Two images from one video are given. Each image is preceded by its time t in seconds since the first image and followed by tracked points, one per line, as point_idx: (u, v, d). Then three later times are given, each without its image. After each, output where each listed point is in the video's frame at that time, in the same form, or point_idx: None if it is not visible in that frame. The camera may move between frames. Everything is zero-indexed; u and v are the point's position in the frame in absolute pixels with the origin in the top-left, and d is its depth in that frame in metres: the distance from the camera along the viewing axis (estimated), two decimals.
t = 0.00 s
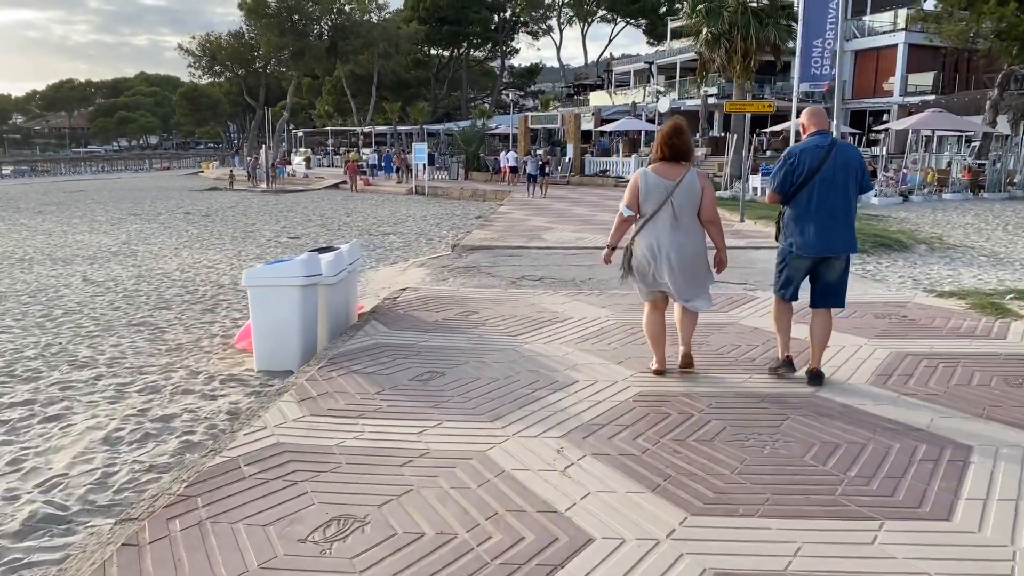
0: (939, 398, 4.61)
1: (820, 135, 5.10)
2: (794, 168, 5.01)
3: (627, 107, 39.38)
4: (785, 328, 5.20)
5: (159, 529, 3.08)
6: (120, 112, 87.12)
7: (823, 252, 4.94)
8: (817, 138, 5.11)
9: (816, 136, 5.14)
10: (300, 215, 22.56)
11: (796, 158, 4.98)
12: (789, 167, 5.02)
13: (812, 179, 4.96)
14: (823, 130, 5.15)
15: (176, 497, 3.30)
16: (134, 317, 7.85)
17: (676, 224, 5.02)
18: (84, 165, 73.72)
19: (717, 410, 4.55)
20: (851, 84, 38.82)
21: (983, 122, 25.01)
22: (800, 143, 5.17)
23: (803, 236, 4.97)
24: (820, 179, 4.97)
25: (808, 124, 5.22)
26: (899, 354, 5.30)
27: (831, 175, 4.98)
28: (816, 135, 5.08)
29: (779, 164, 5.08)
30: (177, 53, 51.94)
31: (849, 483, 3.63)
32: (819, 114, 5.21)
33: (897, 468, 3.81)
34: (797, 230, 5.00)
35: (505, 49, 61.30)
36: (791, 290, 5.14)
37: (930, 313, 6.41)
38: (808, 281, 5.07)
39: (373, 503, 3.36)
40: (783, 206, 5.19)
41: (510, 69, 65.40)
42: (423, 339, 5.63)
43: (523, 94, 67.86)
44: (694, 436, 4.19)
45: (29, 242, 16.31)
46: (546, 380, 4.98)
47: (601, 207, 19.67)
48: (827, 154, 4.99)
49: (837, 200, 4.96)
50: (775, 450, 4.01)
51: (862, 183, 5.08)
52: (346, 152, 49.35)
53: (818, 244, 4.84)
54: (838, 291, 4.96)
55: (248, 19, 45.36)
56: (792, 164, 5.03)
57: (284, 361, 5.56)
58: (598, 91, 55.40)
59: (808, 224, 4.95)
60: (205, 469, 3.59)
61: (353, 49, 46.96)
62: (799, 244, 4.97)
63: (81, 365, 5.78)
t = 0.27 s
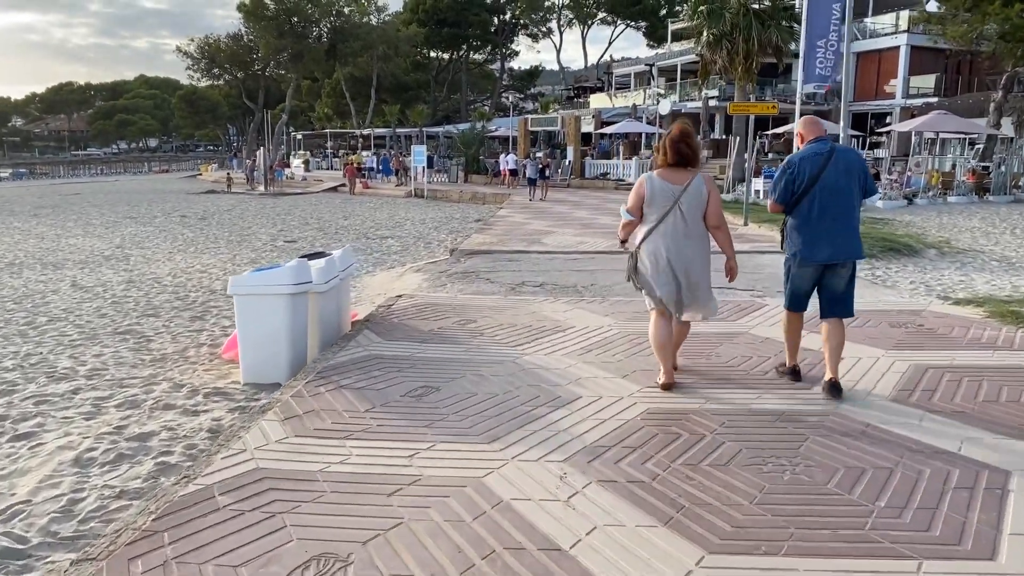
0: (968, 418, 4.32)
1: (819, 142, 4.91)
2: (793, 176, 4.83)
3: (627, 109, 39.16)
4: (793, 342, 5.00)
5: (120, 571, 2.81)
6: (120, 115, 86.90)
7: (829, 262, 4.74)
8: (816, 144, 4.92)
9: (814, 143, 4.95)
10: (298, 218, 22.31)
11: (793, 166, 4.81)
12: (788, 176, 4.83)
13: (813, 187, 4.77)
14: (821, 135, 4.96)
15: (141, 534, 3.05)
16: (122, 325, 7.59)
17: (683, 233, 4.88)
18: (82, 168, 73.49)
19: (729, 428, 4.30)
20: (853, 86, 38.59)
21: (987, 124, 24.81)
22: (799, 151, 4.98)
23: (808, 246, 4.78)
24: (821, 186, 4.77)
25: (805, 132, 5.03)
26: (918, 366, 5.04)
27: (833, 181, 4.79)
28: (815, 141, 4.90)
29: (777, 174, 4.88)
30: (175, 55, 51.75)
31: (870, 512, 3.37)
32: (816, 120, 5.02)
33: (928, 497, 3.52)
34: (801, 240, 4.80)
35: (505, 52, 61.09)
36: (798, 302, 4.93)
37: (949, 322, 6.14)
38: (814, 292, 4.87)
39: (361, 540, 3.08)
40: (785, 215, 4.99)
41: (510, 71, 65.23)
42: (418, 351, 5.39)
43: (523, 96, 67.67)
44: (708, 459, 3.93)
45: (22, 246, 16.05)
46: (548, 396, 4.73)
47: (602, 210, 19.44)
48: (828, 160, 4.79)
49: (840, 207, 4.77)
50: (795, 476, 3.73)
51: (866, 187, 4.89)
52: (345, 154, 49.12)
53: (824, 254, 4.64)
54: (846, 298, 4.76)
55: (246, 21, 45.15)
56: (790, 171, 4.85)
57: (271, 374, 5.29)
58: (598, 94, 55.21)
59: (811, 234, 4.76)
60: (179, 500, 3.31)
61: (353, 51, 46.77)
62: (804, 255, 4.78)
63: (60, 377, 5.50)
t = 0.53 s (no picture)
0: (995, 435, 4.03)
1: (813, 139, 4.97)
2: (788, 175, 4.90)
3: (627, 111, 38.91)
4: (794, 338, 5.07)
5: None
6: (118, 118, 86.60)
7: (826, 258, 4.80)
8: (810, 142, 4.99)
9: (809, 140, 5.01)
10: (294, 222, 22.03)
11: (787, 164, 4.89)
12: (784, 174, 4.90)
13: (808, 185, 4.84)
14: (816, 133, 5.03)
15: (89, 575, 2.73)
16: (104, 333, 7.31)
17: (686, 234, 4.70)
18: (80, 170, 73.17)
19: (739, 446, 4.01)
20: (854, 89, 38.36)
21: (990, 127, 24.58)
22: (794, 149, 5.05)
23: (804, 243, 4.85)
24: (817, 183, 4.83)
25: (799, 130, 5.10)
26: (934, 378, 4.76)
27: (828, 177, 4.84)
28: (809, 139, 4.97)
29: (773, 172, 4.95)
30: (173, 58, 51.51)
31: (893, 537, 3.10)
32: (810, 119, 5.09)
33: (961, 528, 3.19)
34: (797, 237, 4.88)
35: (505, 55, 60.86)
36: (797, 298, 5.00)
37: (965, 329, 5.86)
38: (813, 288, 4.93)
39: None
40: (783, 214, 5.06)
41: (509, 74, 65.00)
42: (408, 363, 5.12)
43: (522, 99, 67.44)
44: (718, 485, 3.60)
45: (11, 250, 15.76)
46: (544, 413, 4.45)
47: (602, 213, 19.18)
48: (822, 157, 4.85)
49: (836, 203, 4.83)
50: (815, 503, 3.41)
51: (863, 182, 4.94)
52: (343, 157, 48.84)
53: (820, 250, 4.71)
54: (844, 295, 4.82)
55: (244, 23, 44.88)
56: (785, 170, 4.93)
57: (254, 387, 5.04)
58: (598, 97, 54.99)
59: (808, 230, 4.83)
60: (136, 534, 2.99)
61: (351, 54, 46.54)
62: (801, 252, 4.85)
63: (33, 390, 5.22)
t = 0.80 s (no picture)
0: None
1: (820, 141, 4.77)
2: (795, 175, 4.68)
3: (627, 113, 38.65)
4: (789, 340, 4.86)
5: None
6: (117, 119, 86.30)
7: (831, 262, 4.61)
8: (816, 144, 4.78)
9: (815, 143, 4.81)
10: (289, 224, 21.75)
11: (795, 164, 4.67)
12: (789, 174, 4.67)
13: (816, 186, 4.63)
14: (821, 136, 4.83)
15: None
16: (84, 340, 7.03)
17: (687, 232, 4.61)
18: (77, 172, 72.88)
19: (751, 468, 3.68)
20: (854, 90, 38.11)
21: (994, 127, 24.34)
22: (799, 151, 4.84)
23: (806, 245, 4.64)
24: (823, 185, 4.63)
25: (804, 131, 4.88)
26: (957, 391, 4.45)
27: (836, 180, 4.65)
28: (816, 140, 4.77)
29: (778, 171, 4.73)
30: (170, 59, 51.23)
31: None
32: (815, 120, 4.90)
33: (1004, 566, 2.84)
34: (799, 240, 4.67)
35: (504, 56, 60.64)
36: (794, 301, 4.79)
37: (984, 337, 5.58)
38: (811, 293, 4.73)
39: None
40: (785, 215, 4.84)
41: (508, 75, 64.76)
42: (396, 376, 4.82)
43: (521, 101, 67.21)
44: (729, 514, 3.26)
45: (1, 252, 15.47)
46: (541, 431, 4.15)
47: (601, 215, 18.93)
48: (828, 160, 4.66)
49: (842, 207, 4.63)
50: (838, 536, 3.06)
51: (867, 188, 4.76)
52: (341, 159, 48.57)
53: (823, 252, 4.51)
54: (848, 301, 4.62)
55: (242, 24, 44.61)
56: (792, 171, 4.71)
57: (232, 399, 4.78)
58: (597, 98, 54.75)
59: (811, 234, 4.62)
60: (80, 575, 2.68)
61: (350, 55, 46.29)
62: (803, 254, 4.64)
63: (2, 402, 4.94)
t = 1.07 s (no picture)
0: None
1: (830, 139, 4.60)
2: (807, 173, 4.49)
3: (625, 114, 38.43)
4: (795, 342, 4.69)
5: None
6: (113, 121, 85.82)
7: (842, 264, 4.48)
8: (827, 142, 4.61)
9: (824, 141, 4.63)
10: (283, 226, 21.45)
11: (809, 162, 4.47)
12: (803, 173, 4.49)
13: (830, 186, 4.46)
14: (830, 133, 4.66)
15: None
16: (61, 348, 6.73)
17: (673, 233, 4.65)
18: (73, 174, 72.45)
19: (766, 495, 3.32)
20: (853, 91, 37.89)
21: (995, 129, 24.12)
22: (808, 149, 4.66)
23: (819, 245, 4.48)
24: (837, 185, 4.47)
25: (812, 127, 4.70)
26: (980, 404, 4.17)
27: (849, 180, 4.49)
28: (827, 137, 4.59)
29: (790, 169, 4.54)
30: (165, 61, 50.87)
31: None
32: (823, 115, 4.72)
33: None
34: (811, 240, 4.50)
35: (501, 58, 60.36)
36: (802, 302, 4.64)
37: (1002, 347, 5.30)
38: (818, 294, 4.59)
39: None
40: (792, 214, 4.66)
41: (505, 77, 64.46)
42: (383, 390, 4.49)
43: (518, 103, 66.91)
44: (744, 549, 2.88)
45: None
46: (536, 452, 3.80)
47: (599, 217, 18.65)
48: (841, 159, 4.49)
49: (855, 207, 4.49)
50: None
51: (874, 187, 4.64)
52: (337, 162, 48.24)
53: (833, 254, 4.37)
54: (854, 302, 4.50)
55: (237, 25, 44.26)
56: (804, 168, 4.51)
57: (206, 412, 4.52)
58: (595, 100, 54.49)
59: (824, 234, 4.47)
60: None
61: (346, 57, 45.97)
62: (815, 255, 4.48)
63: None
